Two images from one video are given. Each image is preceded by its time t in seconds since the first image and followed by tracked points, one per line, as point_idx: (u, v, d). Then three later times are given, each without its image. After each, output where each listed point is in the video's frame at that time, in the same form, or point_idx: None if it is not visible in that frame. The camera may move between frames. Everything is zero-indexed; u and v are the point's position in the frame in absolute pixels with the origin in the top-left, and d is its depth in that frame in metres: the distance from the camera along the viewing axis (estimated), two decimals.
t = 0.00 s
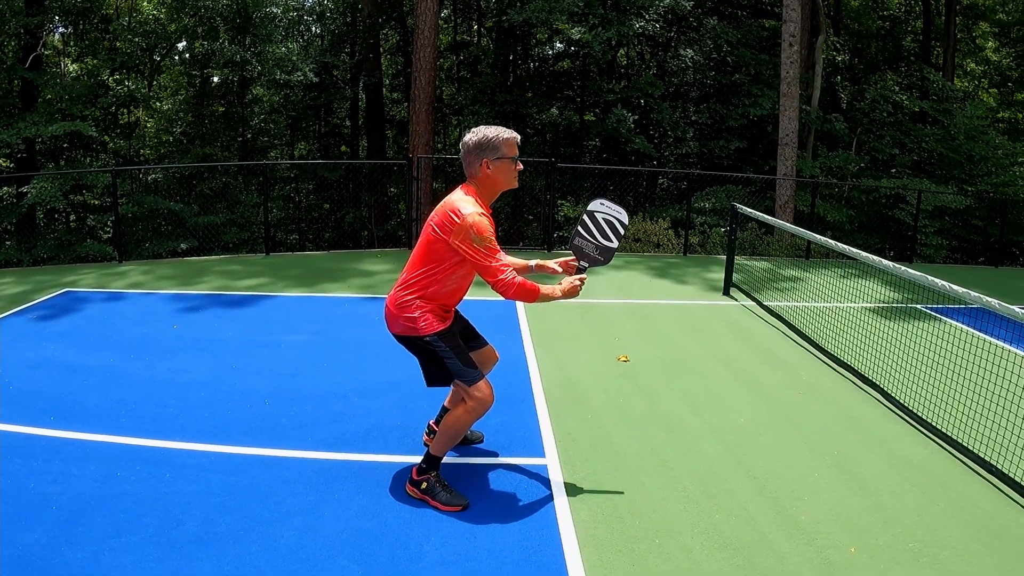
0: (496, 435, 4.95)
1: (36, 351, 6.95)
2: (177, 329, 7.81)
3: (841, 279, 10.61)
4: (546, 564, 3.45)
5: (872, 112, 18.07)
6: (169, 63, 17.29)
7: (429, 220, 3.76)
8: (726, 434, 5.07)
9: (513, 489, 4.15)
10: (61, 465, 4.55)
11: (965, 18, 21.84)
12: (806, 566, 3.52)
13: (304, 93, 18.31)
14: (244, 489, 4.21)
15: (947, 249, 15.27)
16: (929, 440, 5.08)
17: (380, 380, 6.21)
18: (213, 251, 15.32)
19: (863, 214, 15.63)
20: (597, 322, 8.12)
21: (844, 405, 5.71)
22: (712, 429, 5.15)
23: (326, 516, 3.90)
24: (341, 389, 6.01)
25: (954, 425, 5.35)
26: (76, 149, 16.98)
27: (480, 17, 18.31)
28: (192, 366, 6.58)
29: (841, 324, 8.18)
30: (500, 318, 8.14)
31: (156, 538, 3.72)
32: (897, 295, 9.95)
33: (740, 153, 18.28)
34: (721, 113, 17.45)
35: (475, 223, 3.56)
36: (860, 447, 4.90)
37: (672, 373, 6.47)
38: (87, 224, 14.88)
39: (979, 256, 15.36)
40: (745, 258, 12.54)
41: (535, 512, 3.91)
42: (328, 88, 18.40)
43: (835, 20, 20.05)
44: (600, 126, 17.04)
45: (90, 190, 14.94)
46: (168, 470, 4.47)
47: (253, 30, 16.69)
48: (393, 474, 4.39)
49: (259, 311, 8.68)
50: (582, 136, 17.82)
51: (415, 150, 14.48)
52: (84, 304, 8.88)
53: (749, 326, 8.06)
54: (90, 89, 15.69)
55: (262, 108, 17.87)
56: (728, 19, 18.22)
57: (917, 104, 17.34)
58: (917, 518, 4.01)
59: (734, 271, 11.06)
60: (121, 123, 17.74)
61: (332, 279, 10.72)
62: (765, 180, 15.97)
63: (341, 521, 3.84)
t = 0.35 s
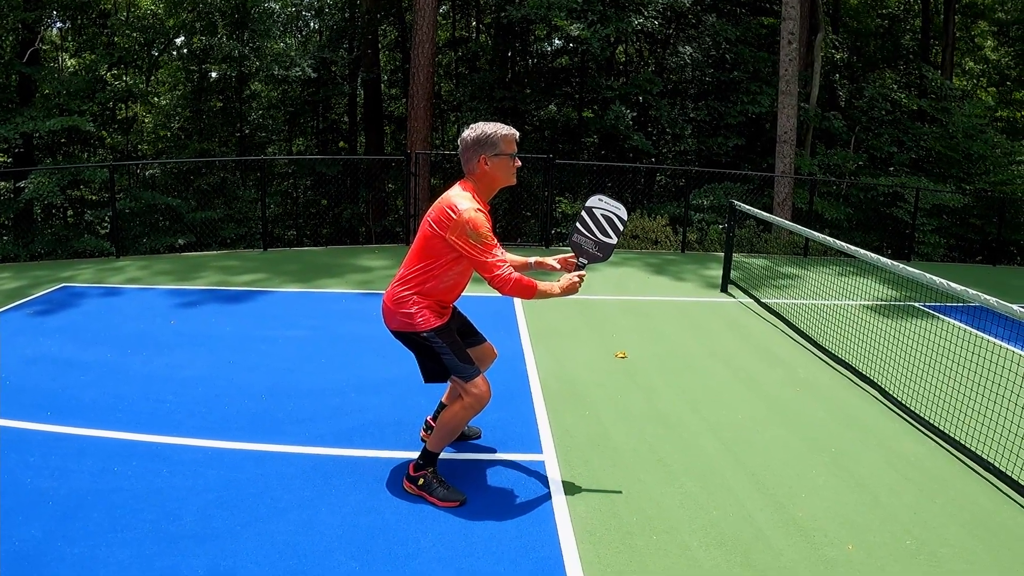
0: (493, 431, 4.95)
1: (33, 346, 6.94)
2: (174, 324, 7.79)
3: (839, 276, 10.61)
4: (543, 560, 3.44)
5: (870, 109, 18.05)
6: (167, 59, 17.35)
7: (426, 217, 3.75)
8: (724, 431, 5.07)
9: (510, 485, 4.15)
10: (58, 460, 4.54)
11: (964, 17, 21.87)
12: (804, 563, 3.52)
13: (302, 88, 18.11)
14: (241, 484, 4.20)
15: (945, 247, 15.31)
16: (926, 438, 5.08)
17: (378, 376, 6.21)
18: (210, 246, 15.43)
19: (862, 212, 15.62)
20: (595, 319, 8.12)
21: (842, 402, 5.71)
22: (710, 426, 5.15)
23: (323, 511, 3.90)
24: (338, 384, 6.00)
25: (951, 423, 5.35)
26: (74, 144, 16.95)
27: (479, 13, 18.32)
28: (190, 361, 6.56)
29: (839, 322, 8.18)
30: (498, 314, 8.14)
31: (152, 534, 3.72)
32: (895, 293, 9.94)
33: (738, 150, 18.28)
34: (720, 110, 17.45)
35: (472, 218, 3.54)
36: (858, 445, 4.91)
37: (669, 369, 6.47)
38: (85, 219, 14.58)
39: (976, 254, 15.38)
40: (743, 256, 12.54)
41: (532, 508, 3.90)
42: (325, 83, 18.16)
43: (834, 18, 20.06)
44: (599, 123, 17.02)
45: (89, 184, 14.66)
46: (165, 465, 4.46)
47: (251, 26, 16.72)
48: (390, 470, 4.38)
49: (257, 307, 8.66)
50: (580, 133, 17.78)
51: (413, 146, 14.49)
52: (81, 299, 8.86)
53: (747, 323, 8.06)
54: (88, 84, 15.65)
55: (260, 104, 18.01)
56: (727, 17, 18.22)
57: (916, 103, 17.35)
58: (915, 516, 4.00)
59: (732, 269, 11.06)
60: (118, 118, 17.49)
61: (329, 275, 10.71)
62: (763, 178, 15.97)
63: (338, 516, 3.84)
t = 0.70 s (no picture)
0: (490, 427, 4.95)
1: (30, 343, 6.92)
2: (171, 320, 7.78)
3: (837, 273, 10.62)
4: (541, 557, 3.44)
5: (868, 107, 18.05)
6: (165, 55, 17.34)
7: (422, 212, 3.74)
8: (722, 428, 5.07)
9: (507, 482, 4.14)
10: (55, 457, 4.52)
11: (962, 14, 21.88)
12: (801, 560, 3.52)
13: (299, 85, 18.17)
14: (238, 481, 4.19)
15: (943, 245, 15.31)
16: (924, 435, 5.09)
17: (375, 372, 6.20)
18: (207, 243, 15.48)
19: (859, 209, 15.63)
20: (593, 315, 8.12)
21: (840, 399, 5.71)
22: (708, 423, 5.14)
23: (320, 508, 3.89)
24: (335, 381, 5.99)
25: (949, 421, 5.35)
26: (71, 140, 16.94)
27: (476, 10, 18.30)
28: (187, 358, 6.55)
29: (837, 319, 8.19)
30: (496, 311, 8.14)
31: (149, 531, 3.71)
32: (892, 290, 9.94)
33: (736, 147, 18.28)
34: (718, 107, 17.47)
35: (466, 212, 3.53)
36: (855, 441, 4.91)
37: (667, 366, 6.46)
38: (82, 217, 14.64)
39: (974, 252, 15.39)
40: (741, 253, 12.54)
41: (529, 505, 3.90)
42: (323, 80, 18.29)
43: (832, 15, 20.05)
44: (596, 119, 17.05)
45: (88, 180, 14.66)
46: (162, 462, 4.45)
47: (248, 22, 16.74)
48: (388, 466, 4.37)
49: (253, 303, 8.64)
50: (578, 130, 17.68)
51: (410, 142, 14.51)
52: (78, 295, 8.84)
53: (744, 320, 8.06)
54: (86, 80, 15.61)
55: (257, 100, 17.96)
56: (725, 14, 18.22)
57: (914, 100, 17.37)
58: (912, 513, 4.01)
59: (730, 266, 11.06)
60: (115, 114, 17.40)
61: (326, 272, 10.70)
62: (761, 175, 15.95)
63: (335, 513, 3.83)
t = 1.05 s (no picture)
0: (488, 424, 4.94)
1: (27, 341, 6.90)
2: (169, 319, 7.76)
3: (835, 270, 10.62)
4: (538, 555, 3.43)
5: (866, 104, 18.03)
6: (162, 53, 17.30)
7: (418, 206, 3.73)
8: (720, 425, 5.07)
9: (505, 479, 4.14)
10: (52, 455, 4.51)
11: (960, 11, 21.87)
12: (799, 557, 3.52)
13: (297, 82, 18.09)
14: (236, 479, 4.18)
15: (941, 242, 15.30)
16: (923, 433, 5.08)
17: (372, 369, 6.19)
18: (205, 241, 15.46)
19: (857, 206, 15.67)
20: (591, 312, 8.11)
21: (838, 396, 5.71)
22: (706, 421, 5.14)
23: (318, 505, 3.88)
24: (333, 378, 5.97)
25: (948, 418, 5.35)
26: (68, 138, 16.92)
27: (474, 7, 18.27)
28: (184, 356, 6.53)
29: (835, 315, 8.19)
30: (494, 308, 8.13)
31: (147, 529, 3.70)
32: (891, 287, 9.93)
33: (734, 144, 18.29)
34: (715, 104, 17.46)
35: (461, 205, 3.52)
36: (853, 438, 4.91)
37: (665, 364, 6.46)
38: (79, 215, 14.58)
39: (971, 248, 15.41)
40: (739, 250, 12.54)
41: (527, 503, 3.89)
42: (322, 77, 18.26)
43: (830, 12, 20.02)
44: (594, 116, 17.05)
45: (84, 179, 14.67)
46: (159, 460, 4.44)
47: (246, 20, 16.59)
48: (385, 463, 4.37)
49: (251, 301, 8.63)
50: (576, 127, 17.67)
51: (408, 140, 14.48)
52: (75, 294, 8.82)
53: (742, 317, 8.06)
54: (83, 79, 15.55)
55: (256, 97, 17.80)
56: (723, 11, 18.27)
57: (912, 97, 17.38)
58: (911, 510, 4.01)
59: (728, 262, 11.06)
60: (113, 113, 17.45)
61: (324, 269, 10.69)
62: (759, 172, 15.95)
63: (332, 511, 3.82)
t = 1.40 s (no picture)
0: (486, 423, 4.93)
1: (26, 340, 6.89)
2: (168, 317, 7.75)
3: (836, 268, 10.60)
4: (536, 554, 3.42)
5: (867, 102, 18.03)
6: (163, 51, 17.29)
7: (415, 204, 3.72)
8: (720, 422, 5.06)
9: (503, 477, 4.12)
10: (51, 454, 4.50)
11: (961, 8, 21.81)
12: (798, 556, 3.50)
13: (298, 81, 18.17)
14: (234, 478, 4.17)
15: (942, 240, 15.06)
16: (924, 431, 5.06)
17: (371, 368, 6.18)
18: (206, 239, 15.38)
19: (858, 204, 15.67)
20: (591, 310, 8.10)
21: (838, 394, 5.70)
22: (706, 418, 5.13)
23: (316, 503, 3.87)
24: (332, 376, 5.96)
25: (948, 416, 5.34)
26: (68, 137, 16.90)
27: (475, 5, 18.23)
28: (183, 354, 6.52)
29: (836, 313, 8.17)
30: (494, 306, 8.12)
31: (145, 527, 3.68)
32: (892, 285, 9.90)
33: (735, 142, 18.29)
34: (717, 102, 17.40)
35: (459, 202, 3.50)
36: (853, 437, 4.89)
37: (665, 361, 6.45)
38: (81, 213, 14.62)
39: (973, 247, 15.37)
40: (740, 247, 12.53)
41: (525, 501, 3.87)
42: (322, 75, 18.29)
43: (832, 9, 19.95)
44: (595, 114, 17.04)
45: (84, 177, 14.63)
46: (158, 458, 4.43)
47: (247, 17, 16.48)
48: (384, 461, 4.36)
49: (251, 299, 8.63)
50: (577, 124, 17.55)
51: (409, 138, 14.43)
52: (75, 292, 8.81)
53: (743, 315, 8.04)
54: (84, 77, 15.53)
55: (256, 96, 17.94)
56: (724, 9, 18.25)
57: (914, 95, 17.34)
58: (911, 508, 4.00)
59: (729, 260, 11.04)
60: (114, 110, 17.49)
61: (324, 267, 10.68)
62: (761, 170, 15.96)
63: (331, 509, 3.81)
